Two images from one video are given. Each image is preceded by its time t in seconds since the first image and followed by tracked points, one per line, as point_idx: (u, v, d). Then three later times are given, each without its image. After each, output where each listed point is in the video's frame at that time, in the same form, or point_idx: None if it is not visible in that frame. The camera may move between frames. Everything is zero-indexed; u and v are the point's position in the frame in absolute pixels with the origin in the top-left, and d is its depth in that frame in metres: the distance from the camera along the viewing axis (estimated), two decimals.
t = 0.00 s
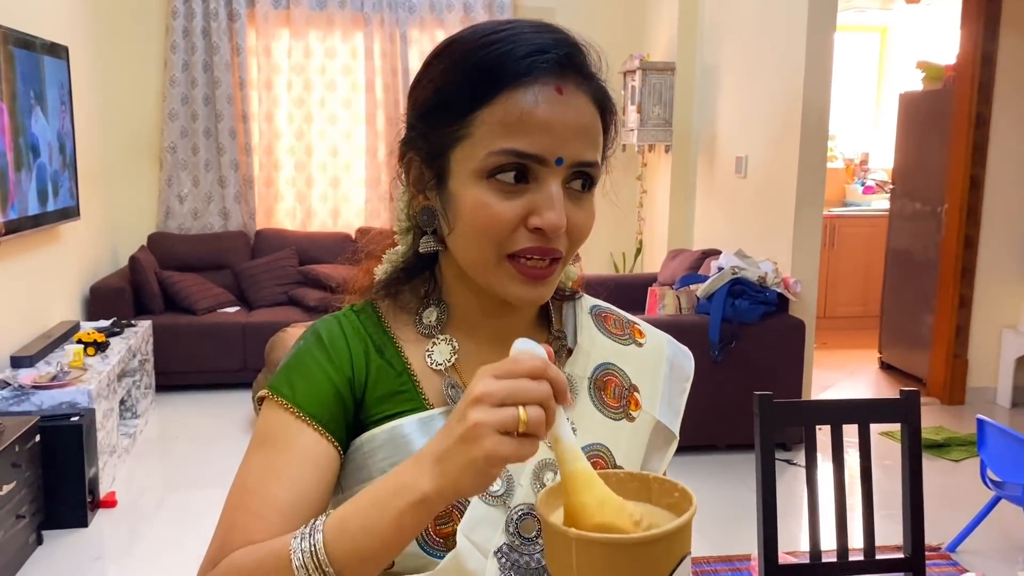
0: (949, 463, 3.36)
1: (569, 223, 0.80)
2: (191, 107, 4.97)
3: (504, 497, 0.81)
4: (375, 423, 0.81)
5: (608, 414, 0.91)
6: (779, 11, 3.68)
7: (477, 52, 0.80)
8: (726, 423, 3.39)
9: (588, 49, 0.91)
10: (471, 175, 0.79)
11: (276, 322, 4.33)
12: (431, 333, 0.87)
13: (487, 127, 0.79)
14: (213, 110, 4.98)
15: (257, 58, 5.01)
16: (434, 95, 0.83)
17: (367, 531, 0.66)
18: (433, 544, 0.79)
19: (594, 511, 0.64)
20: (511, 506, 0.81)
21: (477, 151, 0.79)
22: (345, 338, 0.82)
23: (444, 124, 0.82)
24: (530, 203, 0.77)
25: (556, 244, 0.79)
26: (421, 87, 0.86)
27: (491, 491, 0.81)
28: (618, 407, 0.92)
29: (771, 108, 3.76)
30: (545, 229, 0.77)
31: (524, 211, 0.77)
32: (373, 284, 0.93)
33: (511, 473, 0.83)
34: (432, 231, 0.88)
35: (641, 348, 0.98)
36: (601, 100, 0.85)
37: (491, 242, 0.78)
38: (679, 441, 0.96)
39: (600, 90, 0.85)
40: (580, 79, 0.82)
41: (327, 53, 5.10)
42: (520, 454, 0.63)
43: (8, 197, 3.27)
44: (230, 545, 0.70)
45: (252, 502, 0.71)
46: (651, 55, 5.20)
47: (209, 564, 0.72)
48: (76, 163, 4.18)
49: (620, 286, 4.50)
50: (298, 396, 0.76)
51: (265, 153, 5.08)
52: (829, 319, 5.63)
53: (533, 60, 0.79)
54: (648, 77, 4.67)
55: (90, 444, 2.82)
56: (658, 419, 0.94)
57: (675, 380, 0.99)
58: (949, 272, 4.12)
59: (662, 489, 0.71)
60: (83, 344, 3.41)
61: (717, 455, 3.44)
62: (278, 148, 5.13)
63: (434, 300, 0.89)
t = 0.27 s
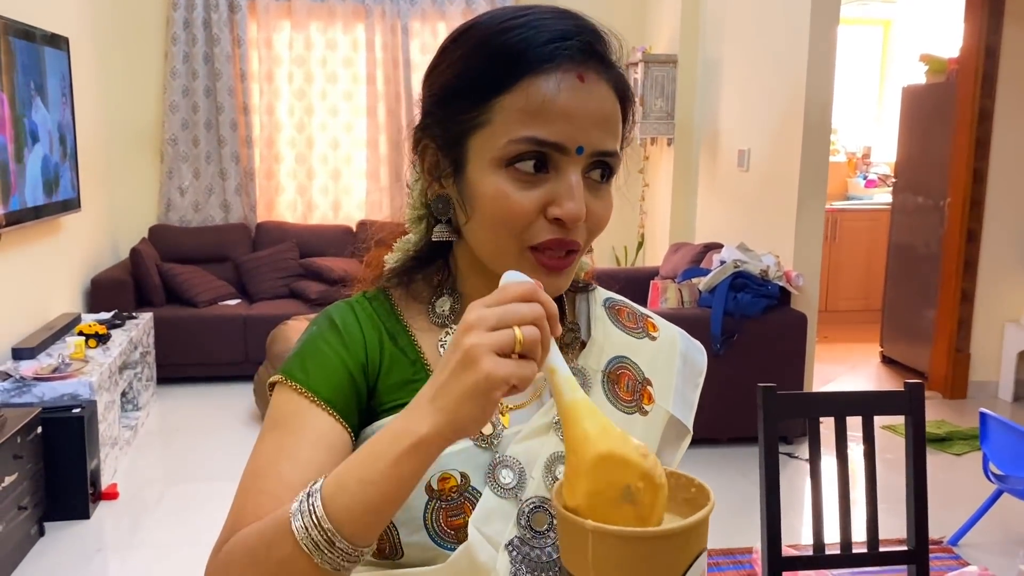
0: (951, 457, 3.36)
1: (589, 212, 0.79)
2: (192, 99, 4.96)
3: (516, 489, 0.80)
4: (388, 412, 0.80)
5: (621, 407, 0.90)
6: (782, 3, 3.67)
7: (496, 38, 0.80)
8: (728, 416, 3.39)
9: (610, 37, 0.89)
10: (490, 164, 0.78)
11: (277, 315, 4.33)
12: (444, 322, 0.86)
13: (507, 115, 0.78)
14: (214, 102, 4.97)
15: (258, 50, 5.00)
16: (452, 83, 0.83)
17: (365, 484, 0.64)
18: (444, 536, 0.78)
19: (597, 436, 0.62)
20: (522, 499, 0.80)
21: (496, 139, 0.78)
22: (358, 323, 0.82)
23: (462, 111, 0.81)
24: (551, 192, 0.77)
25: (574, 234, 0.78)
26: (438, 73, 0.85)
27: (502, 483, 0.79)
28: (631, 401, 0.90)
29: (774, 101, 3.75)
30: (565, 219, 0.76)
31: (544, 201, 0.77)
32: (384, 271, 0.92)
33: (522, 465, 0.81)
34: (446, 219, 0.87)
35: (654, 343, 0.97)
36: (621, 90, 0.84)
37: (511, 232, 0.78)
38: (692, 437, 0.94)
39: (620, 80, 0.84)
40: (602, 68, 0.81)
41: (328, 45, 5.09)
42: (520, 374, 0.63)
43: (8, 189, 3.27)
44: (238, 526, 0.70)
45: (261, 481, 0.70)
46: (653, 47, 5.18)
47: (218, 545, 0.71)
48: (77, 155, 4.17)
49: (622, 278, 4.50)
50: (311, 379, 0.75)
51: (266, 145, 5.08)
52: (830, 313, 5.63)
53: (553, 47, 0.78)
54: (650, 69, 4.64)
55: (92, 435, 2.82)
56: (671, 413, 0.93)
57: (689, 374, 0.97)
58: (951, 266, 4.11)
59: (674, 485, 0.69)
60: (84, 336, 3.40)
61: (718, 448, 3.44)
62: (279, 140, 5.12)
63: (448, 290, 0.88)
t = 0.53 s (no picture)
0: (950, 452, 3.35)
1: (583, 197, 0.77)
2: (192, 92, 4.95)
3: (500, 481, 0.79)
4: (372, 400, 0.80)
5: (607, 399, 0.89)
6: None
7: (490, 20, 0.79)
8: (727, 410, 3.38)
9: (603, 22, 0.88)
10: (482, 149, 0.77)
11: (276, 308, 4.32)
12: (431, 311, 0.85)
13: (501, 99, 0.76)
14: (214, 94, 4.96)
15: (258, 43, 4.99)
16: (442, 68, 0.81)
17: (355, 465, 0.63)
18: (427, 527, 0.78)
19: (583, 434, 0.61)
20: (507, 490, 0.79)
21: (489, 124, 0.77)
22: (345, 309, 0.81)
23: (454, 95, 0.79)
24: (546, 177, 0.75)
25: (568, 220, 0.76)
26: (428, 57, 0.83)
27: (486, 474, 0.78)
28: (617, 393, 0.90)
29: (775, 94, 3.74)
30: (559, 205, 0.75)
31: (538, 186, 0.75)
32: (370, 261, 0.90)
33: (508, 456, 0.80)
34: (436, 207, 0.85)
35: (642, 335, 0.96)
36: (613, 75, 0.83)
37: (503, 219, 0.76)
38: (677, 429, 0.94)
39: (612, 64, 0.83)
40: (594, 51, 0.80)
41: (328, 38, 5.08)
42: (525, 364, 0.63)
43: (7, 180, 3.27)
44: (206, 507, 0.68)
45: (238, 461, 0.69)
46: (654, 40, 5.17)
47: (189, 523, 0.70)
48: (76, 147, 4.16)
49: (621, 272, 4.49)
50: (295, 363, 0.74)
51: (266, 138, 5.08)
52: (831, 308, 5.62)
53: (548, 30, 0.77)
54: (651, 62, 4.64)
55: (89, 427, 2.82)
56: (657, 407, 0.92)
57: (675, 366, 0.97)
58: (952, 261, 4.10)
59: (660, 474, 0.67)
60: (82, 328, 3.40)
61: (716, 441, 3.43)
62: (279, 133, 5.12)
63: (435, 278, 0.87)
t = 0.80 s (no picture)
0: (949, 448, 3.34)
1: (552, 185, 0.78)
2: (193, 85, 4.96)
3: (461, 466, 0.81)
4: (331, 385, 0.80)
5: (569, 386, 0.90)
6: None
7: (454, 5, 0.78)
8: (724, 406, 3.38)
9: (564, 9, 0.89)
10: (453, 138, 0.76)
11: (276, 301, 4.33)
12: (394, 299, 0.86)
13: (470, 88, 0.76)
14: (215, 88, 4.97)
15: (260, 36, 5.00)
16: (407, 58, 0.80)
17: (317, 469, 0.63)
18: (384, 511, 0.80)
19: (549, 463, 0.63)
20: (468, 475, 0.81)
21: (460, 113, 0.76)
22: (305, 298, 0.81)
23: (423, 84, 0.78)
24: (519, 164, 0.75)
25: (540, 207, 0.77)
26: (389, 43, 0.82)
27: (447, 460, 0.80)
28: (580, 381, 0.91)
29: (775, 89, 3.72)
30: (533, 192, 0.75)
31: (511, 173, 0.75)
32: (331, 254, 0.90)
33: (469, 442, 0.82)
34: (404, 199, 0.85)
35: (608, 323, 0.96)
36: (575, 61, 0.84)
37: (476, 207, 0.75)
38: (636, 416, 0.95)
39: (574, 50, 0.84)
40: (559, 37, 0.80)
41: (330, 31, 5.08)
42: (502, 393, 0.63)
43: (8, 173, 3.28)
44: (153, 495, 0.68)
45: (190, 446, 0.69)
46: (656, 35, 5.15)
47: (135, 508, 0.69)
48: (77, 140, 4.17)
49: (621, 267, 4.48)
50: (252, 350, 0.74)
51: (268, 132, 5.10)
52: (833, 304, 5.60)
53: (514, 14, 0.77)
54: (653, 57, 4.63)
55: (86, 419, 2.83)
56: (617, 395, 0.94)
57: (639, 354, 0.97)
58: (953, 257, 4.08)
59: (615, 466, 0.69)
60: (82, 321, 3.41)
61: (714, 437, 3.43)
62: (280, 127, 5.14)
63: (399, 266, 0.87)
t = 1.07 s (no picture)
0: (954, 447, 3.33)
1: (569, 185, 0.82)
2: (201, 81, 4.97)
3: (442, 465, 0.81)
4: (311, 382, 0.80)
5: (548, 381, 0.90)
6: None
7: (492, 9, 0.75)
8: (727, 403, 3.37)
9: None
10: (504, 149, 0.76)
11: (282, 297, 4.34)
12: (379, 298, 0.86)
13: (526, 101, 0.75)
14: (223, 84, 4.98)
15: (267, 33, 5.01)
16: (446, 63, 0.75)
17: (282, 465, 0.64)
18: (364, 508, 0.81)
19: (532, 488, 0.65)
20: (450, 471, 0.81)
21: (516, 125, 0.76)
22: (283, 296, 0.81)
23: (471, 94, 0.75)
24: (555, 170, 0.77)
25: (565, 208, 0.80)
26: (409, 40, 0.75)
27: (427, 460, 0.81)
28: (559, 375, 0.91)
29: (781, 85, 3.71)
30: (566, 195, 0.78)
31: (551, 178, 0.77)
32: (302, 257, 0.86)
33: (448, 438, 0.83)
34: (433, 209, 0.81)
35: (587, 318, 0.97)
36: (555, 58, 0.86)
37: (521, 214, 0.77)
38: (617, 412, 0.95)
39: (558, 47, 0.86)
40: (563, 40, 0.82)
41: (336, 28, 5.10)
42: (474, 409, 0.65)
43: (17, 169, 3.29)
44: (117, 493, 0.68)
45: (159, 441, 0.69)
46: (663, 32, 5.14)
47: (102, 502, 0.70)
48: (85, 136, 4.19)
49: (626, 264, 4.48)
50: (228, 348, 0.74)
51: (275, 128, 5.12)
52: (840, 302, 5.58)
53: (550, 22, 0.77)
54: (659, 53, 4.63)
55: (91, 413, 2.85)
56: (597, 389, 0.94)
57: (617, 349, 0.97)
58: (960, 255, 4.07)
59: (601, 471, 0.69)
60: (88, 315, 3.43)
61: (716, 434, 3.42)
62: (287, 124, 5.16)
63: (381, 266, 0.88)
